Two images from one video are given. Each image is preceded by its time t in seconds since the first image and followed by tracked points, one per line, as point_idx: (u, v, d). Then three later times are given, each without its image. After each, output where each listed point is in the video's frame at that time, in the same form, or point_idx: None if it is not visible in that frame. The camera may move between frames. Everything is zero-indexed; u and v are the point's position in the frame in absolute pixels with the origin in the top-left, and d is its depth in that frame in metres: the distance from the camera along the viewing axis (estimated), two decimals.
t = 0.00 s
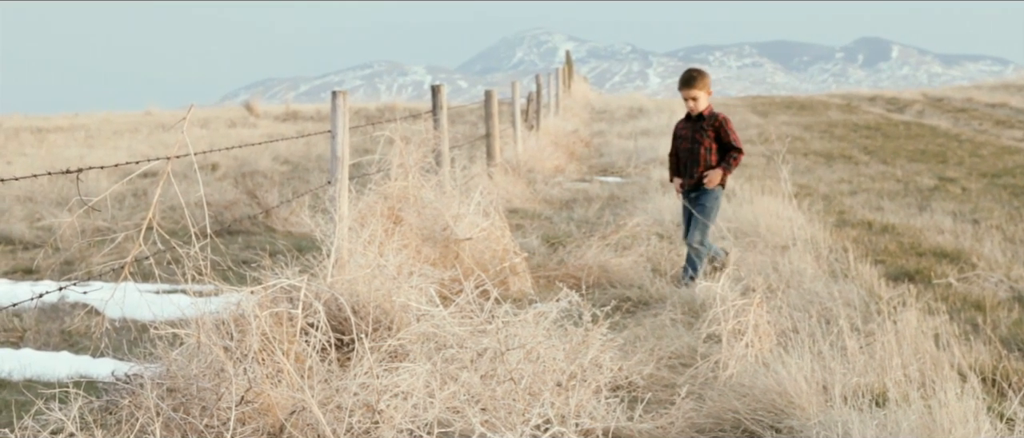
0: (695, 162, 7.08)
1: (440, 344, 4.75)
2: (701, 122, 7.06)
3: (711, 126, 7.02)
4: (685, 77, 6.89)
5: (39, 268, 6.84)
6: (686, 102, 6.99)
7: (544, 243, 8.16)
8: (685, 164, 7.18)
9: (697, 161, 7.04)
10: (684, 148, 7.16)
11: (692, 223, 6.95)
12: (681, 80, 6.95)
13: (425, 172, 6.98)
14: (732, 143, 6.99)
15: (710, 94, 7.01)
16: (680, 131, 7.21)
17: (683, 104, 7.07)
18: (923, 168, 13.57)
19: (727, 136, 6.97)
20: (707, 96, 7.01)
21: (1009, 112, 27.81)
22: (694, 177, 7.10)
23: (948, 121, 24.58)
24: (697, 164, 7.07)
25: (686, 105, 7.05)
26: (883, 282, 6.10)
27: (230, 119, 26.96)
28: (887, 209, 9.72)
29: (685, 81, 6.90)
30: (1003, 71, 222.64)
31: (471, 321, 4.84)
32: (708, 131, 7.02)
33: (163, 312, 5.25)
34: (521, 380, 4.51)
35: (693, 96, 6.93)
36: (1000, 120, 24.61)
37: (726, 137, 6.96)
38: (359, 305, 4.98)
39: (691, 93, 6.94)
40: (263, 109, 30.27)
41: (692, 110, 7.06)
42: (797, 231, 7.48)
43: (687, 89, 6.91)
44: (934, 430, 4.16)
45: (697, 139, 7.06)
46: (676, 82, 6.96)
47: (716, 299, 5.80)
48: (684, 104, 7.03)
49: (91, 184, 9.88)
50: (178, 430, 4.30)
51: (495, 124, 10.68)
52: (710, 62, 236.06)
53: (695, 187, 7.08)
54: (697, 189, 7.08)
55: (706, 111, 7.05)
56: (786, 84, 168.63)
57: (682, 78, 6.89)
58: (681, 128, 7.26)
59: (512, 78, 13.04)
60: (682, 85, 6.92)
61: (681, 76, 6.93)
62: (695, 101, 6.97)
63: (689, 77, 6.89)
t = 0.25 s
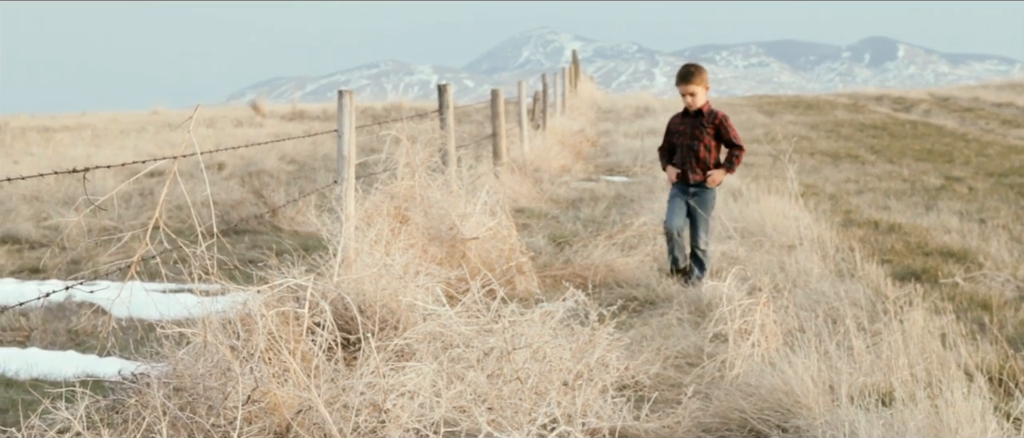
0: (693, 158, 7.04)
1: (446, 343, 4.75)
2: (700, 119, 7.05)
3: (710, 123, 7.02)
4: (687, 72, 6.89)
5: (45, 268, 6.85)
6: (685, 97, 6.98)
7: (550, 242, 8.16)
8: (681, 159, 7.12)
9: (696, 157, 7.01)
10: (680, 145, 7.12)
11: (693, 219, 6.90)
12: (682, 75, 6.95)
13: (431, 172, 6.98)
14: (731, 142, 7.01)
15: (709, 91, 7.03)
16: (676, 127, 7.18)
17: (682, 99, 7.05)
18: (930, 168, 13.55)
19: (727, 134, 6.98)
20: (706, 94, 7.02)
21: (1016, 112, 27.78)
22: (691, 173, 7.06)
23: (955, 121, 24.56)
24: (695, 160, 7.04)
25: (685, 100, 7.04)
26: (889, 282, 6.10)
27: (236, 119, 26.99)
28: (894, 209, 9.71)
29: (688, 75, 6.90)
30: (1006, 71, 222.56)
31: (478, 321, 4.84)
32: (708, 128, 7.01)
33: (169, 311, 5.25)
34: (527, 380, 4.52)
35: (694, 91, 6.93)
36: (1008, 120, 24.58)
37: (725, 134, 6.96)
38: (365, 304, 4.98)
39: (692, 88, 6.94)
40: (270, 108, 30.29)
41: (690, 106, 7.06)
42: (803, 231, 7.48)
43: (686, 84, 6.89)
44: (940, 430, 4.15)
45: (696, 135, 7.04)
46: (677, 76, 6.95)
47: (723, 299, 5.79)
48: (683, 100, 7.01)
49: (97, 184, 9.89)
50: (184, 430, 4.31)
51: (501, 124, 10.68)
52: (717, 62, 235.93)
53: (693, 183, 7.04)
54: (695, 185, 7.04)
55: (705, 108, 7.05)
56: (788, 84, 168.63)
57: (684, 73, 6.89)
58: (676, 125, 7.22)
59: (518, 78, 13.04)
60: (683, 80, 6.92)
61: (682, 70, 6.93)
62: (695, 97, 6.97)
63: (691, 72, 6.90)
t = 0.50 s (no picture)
0: (696, 160, 6.99)
1: (458, 341, 4.75)
2: (702, 120, 6.98)
3: (712, 125, 6.97)
4: (691, 73, 6.81)
5: (57, 266, 6.88)
6: (687, 97, 6.89)
7: (562, 240, 8.18)
8: (681, 160, 7.05)
9: (700, 160, 6.96)
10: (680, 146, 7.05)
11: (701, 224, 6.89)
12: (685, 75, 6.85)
13: (443, 170, 6.99)
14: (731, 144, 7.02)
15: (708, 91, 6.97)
16: (675, 127, 7.07)
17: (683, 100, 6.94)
18: (942, 166, 13.52)
19: (728, 136, 6.98)
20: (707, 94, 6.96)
21: None
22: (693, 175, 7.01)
23: (967, 119, 24.50)
24: (698, 162, 6.99)
25: (687, 101, 6.94)
26: (901, 280, 6.10)
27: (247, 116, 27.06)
28: (905, 207, 9.71)
29: (692, 77, 6.82)
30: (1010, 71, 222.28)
31: (490, 319, 4.85)
32: (710, 130, 6.96)
33: (181, 309, 5.26)
34: (539, 378, 4.52)
35: (698, 93, 6.86)
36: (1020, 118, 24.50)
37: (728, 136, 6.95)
38: (377, 302, 4.98)
39: (695, 89, 6.86)
40: (281, 106, 30.36)
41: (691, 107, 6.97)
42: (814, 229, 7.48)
43: (687, 83, 6.81)
44: (952, 429, 4.15)
45: (698, 137, 6.98)
46: (680, 77, 6.85)
47: (735, 297, 5.80)
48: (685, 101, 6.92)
49: (107, 182, 9.92)
50: (196, 428, 4.30)
51: (512, 122, 10.69)
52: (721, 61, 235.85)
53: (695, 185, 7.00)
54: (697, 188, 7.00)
55: (706, 109, 6.99)
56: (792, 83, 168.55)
57: (688, 73, 6.80)
58: (673, 124, 7.12)
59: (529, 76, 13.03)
60: (686, 81, 6.82)
61: (685, 71, 6.83)
62: (698, 99, 6.90)
63: (695, 73, 6.82)
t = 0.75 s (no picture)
0: (691, 166, 6.91)
1: (466, 340, 4.76)
2: (692, 124, 6.91)
3: (703, 128, 6.93)
4: (680, 75, 6.77)
5: (65, 265, 6.89)
6: (679, 100, 6.81)
7: (570, 239, 8.19)
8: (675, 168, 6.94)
9: (697, 165, 6.89)
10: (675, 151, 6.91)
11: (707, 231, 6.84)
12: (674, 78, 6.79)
13: (451, 169, 6.99)
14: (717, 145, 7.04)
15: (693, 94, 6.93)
16: (666, 134, 6.94)
17: (673, 105, 6.84)
18: (950, 165, 13.52)
19: (716, 138, 7.00)
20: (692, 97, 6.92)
21: None
22: (690, 181, 6.92)
23: (976, 118, 24.50)
24: (693, 168, 6.91)
25: (677, 106, 6.84)
26: (910, 279, 6.10)
27: (255, 115, 27.10)
28: (913, 206, 9.71)
29: (682, 79, 6.79)
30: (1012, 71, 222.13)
31: (497, 318, 4.86)
32: (701, 133, 6.91)
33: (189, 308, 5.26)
34: (547, 377, 4.53)
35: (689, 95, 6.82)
36: None
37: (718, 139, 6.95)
38: (385, 301, 4.98)
39: (686, 91, 6.81)
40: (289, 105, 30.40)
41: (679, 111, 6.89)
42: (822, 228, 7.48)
43: (677, 83, 6.74)
44: (960, 428, 4.14)
45: (691, 142, 6.91)
46: (671, 80, 6.77)
47: (743, 296, 5.80)
48: (676, 104, 6.83)
49: (115, 181, 9.94)
50: (204, 427, 4.29)
51: (521, 121, 10.70)
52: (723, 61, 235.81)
53: (694, 191, 6.91)
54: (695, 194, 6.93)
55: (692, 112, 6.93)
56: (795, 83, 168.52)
57: (677, 76, 6.76)
58: (661, 132, 6.98)
59: (537, 75, 13.03)
60: (678, 83, 6.76)
61: (674, 73, 6.78)
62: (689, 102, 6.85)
63: (683, 75, 6.79)
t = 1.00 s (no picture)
0: (684, 158, 6.86)
1: (474, 339, 4.76)
2: (686, 115, 6.86)
3: (697, 119, 6.87)
4: (680, 65, 6.68)
5: (74, 263, 6.90)
6: (675, 91, 6.74)
7: (578, 238, 8.19)
8: (668, 160, 6.90)
9: (691, 157, 6.83)
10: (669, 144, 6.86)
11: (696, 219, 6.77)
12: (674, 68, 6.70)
13: (460, 168, 7.00)
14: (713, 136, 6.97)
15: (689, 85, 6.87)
16: (659, 125, 6.90)
17: (668, 96, 6.79)
18: (958, 164, 13.50)
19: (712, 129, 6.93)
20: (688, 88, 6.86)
21: None
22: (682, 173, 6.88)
23: (984, 117, 24.48)
24: (687, 160, 6.86)
25: (673, 97, 6.79)
26: (918, 278, 6.11)
27: (263, 114, 27.14)
28: (922, 204, 9.71)
29: (681, 69, 6.70)
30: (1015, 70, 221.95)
31: (505, 317, 4.86)
32: (695, 125, 6.86)
33: (198, 307, 5.27)
34: (555, 375, 4.53)
35: (686, 86, 6.75)
36: None
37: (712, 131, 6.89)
38: (393, 299, 4.98)
39: (682, 82, 6.73)
40: (297, 104, 30.43)
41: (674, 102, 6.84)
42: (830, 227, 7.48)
43: (674, 73, 6.65)
44: (969, 427, 4.14)
45: (684, 134, 6.85)
46: (669, 71, 6.69)
47: (751, 295, 5.81)
48: (672, 95, 6.77)
49: (122, 180, 9.95)
50: (212, 425, 4.29)
51: (529, 120, 10.69)
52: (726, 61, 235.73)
53: (687, 183, 6.87)
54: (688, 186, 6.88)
55: (687, 103, 6.88)
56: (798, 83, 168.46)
57: (678, 64, 6.66)
58: (655, 123, 6.95)
59: (545, 74, 13.02)
60: (676, 74, 6.69)
61: (674, 63, 6.68)
62: (684, 93, 6.79)
63: (682, 65, 6.70)
